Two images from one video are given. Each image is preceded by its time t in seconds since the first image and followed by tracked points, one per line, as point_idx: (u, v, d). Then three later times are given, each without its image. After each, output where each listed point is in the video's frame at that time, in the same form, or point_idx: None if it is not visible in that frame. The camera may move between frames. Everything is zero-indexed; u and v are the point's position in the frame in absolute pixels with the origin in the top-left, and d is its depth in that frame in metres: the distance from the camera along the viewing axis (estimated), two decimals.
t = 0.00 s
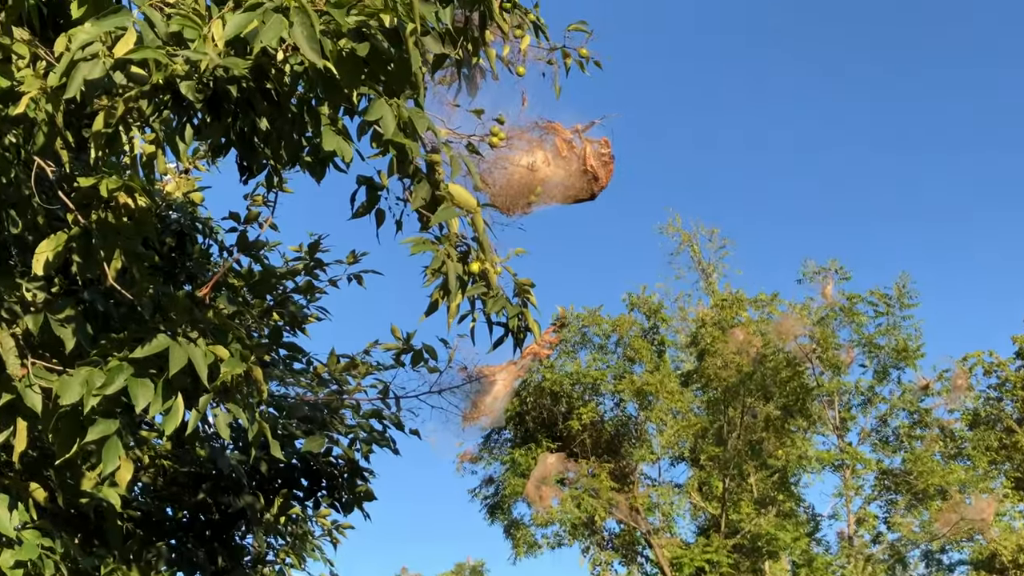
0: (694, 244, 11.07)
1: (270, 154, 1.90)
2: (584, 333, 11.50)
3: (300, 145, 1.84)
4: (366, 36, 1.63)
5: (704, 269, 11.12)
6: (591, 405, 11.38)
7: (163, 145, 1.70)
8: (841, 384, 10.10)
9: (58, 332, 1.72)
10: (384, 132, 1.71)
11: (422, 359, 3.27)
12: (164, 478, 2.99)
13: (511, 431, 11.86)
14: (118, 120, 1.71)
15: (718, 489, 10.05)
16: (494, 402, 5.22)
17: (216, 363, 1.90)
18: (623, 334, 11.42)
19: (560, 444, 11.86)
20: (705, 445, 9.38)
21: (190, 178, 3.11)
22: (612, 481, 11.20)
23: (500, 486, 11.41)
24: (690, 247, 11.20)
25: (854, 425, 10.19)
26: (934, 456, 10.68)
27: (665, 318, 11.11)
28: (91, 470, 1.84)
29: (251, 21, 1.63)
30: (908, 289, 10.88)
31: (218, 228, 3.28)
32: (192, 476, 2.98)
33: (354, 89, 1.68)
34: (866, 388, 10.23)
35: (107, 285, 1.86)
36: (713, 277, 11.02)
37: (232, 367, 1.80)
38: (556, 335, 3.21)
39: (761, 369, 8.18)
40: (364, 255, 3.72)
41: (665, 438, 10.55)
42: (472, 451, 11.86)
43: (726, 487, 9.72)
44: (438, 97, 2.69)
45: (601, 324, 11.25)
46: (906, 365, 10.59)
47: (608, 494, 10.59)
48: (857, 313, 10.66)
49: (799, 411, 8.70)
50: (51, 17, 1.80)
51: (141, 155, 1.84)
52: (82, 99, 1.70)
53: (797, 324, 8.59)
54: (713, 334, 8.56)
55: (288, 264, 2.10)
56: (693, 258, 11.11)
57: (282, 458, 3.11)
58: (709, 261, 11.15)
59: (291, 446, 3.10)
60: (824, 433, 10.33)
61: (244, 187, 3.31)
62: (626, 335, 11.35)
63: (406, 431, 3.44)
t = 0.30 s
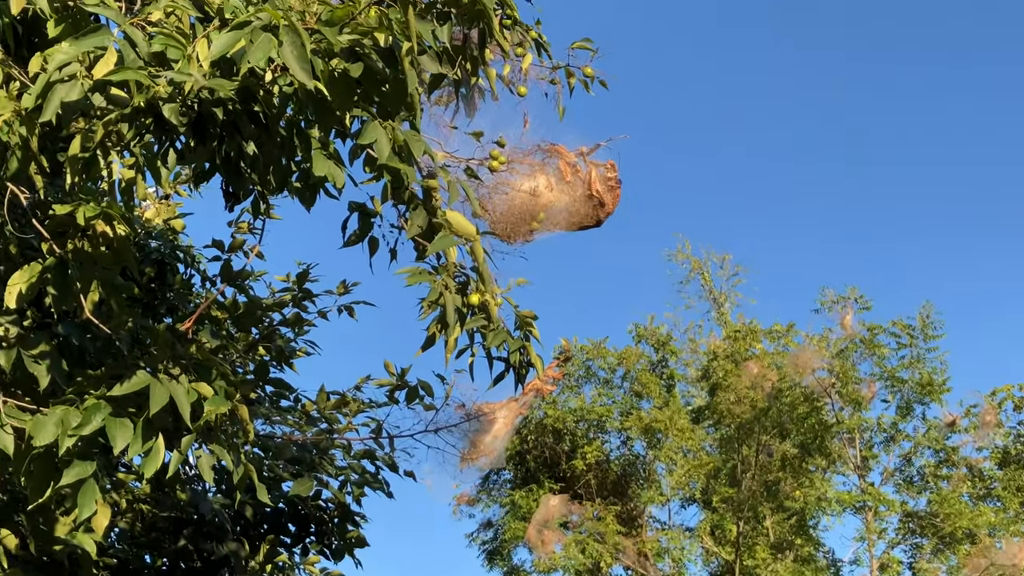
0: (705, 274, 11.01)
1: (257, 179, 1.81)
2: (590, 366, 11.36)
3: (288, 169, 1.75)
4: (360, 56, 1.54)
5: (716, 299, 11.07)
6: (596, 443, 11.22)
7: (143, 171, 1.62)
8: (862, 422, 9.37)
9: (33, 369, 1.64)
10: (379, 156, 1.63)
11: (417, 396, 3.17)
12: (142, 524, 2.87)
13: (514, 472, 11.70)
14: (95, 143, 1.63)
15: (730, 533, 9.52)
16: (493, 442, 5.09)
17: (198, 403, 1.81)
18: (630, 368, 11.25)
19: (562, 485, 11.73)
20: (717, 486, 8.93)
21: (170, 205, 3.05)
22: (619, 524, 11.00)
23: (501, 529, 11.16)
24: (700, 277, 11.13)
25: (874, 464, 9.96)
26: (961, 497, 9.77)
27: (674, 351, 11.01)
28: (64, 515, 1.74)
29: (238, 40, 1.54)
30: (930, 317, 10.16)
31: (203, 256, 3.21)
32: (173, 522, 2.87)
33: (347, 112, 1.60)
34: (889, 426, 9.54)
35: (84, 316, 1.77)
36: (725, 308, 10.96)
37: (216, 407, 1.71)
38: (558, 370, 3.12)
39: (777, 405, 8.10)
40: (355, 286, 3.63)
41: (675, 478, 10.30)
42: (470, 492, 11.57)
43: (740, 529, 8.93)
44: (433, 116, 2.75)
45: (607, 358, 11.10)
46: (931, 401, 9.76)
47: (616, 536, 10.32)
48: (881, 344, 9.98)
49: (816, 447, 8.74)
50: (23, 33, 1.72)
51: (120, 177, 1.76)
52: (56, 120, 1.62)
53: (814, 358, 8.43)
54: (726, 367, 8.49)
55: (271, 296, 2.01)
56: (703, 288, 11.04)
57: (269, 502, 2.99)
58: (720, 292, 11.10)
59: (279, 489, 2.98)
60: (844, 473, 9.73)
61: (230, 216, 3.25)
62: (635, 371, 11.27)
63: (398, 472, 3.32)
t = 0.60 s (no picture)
0: (715, 293, 10.89)
1: (247, 194, 1.73)
2: (595, 389, 11.11)
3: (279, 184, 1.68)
4: (355, 65, 1.48)
5: (727, 317, 10.96)
6: (602, 470, 10.99)
7: (128, 186, 1.55)
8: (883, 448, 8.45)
9: (12, 395, 1.57)
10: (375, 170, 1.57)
11: (413, 420, 3.08)
12: (125, 556, 2.78)
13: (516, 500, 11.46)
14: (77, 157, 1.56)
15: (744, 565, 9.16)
16: (494, 470, 4.98)
17: (185, 429, 1.73)
18: (637, 391, 11.00)
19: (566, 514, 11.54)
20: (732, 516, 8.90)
21: (152, 220, 3.00)
22: (625, 556, 10.74)
23: (502, 560, 10.90)
24: (710, 297, 11.02)
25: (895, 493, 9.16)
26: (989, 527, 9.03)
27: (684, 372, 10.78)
28: (41, 548, 1.66)
29: (227, 48, 1.47)
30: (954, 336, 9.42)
31: (188, 274, 3.16)
32: (158, 554, 2.77)
33: (341, 123, 1.53)
34: (908, 453, 8.65)
35: (63, 336, 1.71)
36: (736, 327, 10.85)
37: (203, 433, 1.63)
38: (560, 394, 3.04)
39: (791, 430, 8.02)
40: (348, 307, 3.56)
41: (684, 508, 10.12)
42: (469, 522, 11.31)
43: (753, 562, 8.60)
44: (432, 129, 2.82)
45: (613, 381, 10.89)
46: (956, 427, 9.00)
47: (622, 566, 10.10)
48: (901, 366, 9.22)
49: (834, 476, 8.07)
50: (1, 39, 1.70)
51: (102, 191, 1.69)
52: (37, 133, 1.56)
53: (832, 381, 8.12)
54: (738, 391, 8.50)
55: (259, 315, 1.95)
56: (712, 307, 10.94)
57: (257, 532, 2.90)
58: (730, 310, 10.97)
59: (268, 519, 2.89)
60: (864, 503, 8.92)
61: (216, 234, 3.21)
62: (641, 395, 10.99)
63: (394, 500, 3.23)
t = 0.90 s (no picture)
0: (730, 311, 10.81)
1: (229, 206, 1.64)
2: (602, 415, 10.58)
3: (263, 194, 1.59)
4: (347, 67, 1.38)
5: (743, 337, 10.86)
6: (608, 502, 10.33)
7: (103, 197, 1.46)
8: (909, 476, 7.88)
9: None
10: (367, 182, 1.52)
11: (408, 449, 2.96)
12: None
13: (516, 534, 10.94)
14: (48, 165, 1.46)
15: None
16: (494, 502, 4.85)
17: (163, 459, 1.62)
18: (647, 417, 10.41)
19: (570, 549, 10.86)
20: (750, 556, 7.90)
21: (125, 234, 2.92)
22: None
23: None
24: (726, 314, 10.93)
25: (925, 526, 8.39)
26: None
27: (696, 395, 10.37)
28: None
29: (209, 49, 1.38)
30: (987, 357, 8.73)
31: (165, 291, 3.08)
32: None
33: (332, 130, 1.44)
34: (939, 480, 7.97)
35: (30, 359, 1.60)
36: (753, 346, 10.75)
37: (182, 463, 1.51)
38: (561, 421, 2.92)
39: (812, 457, 7.21)
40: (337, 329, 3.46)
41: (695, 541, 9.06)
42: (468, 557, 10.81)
43: None
44: (430, 137, 2.94)
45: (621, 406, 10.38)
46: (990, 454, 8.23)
47: None
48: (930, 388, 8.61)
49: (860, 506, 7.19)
50: None
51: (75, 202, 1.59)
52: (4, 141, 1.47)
53: (856, 406, 7.67)
54: (757, 416, 7.94)
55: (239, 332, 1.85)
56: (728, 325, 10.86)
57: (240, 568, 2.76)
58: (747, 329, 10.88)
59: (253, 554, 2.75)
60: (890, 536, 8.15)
61: (193, 248, 3.15)
62: (651, 420, 10.40)
63: (385, 534, 3.11)
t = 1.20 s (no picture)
0: (745, 331, 10.67)
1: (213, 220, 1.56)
2: (608, 442, 10.38)
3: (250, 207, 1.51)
4: (339, 70, 1.30)
5: (759, 358, 10.74)
6: (616, 534, 10.03)
7: (77, 209, 1.38)
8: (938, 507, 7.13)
9: None
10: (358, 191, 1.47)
11: (402, 478, 2.85)
12: None
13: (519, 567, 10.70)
14: (15, 178, 1.38)
15: None
16: (494, 535, 4.76)
17: (142, 489, 1.52)
18: (656, 444, 10.17)
19: None
20: None
21: (99, 249, 2.85)
22: None
23: None
24: (740, 335, 10.78)
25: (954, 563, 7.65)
26: None
27: (708, 421, 10.16)
28: None
29: (193, 51, 1.29)
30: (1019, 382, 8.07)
31: (142, 309, 3.02)
32: None
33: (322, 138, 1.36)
34: (969, 514, 7.57)
35: None
36: (768, 368, 10.62)
37: (162, 494, 1.41)
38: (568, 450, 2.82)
39: (833, 487, 7.20)
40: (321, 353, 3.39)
41: None
42: None
43: None
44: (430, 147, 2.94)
45: (629, 433, 10.15)
46: None
47: None
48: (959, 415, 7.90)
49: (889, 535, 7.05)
50: None
51: (47, 214, 1.50)
52: None
53: (880, 431, 7.26)
54: (772, 443, 7.81)
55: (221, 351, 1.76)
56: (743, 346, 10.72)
57: None
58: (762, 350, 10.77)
59: None
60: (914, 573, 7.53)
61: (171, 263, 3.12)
62: (659, 447, 10.13)
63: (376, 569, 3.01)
